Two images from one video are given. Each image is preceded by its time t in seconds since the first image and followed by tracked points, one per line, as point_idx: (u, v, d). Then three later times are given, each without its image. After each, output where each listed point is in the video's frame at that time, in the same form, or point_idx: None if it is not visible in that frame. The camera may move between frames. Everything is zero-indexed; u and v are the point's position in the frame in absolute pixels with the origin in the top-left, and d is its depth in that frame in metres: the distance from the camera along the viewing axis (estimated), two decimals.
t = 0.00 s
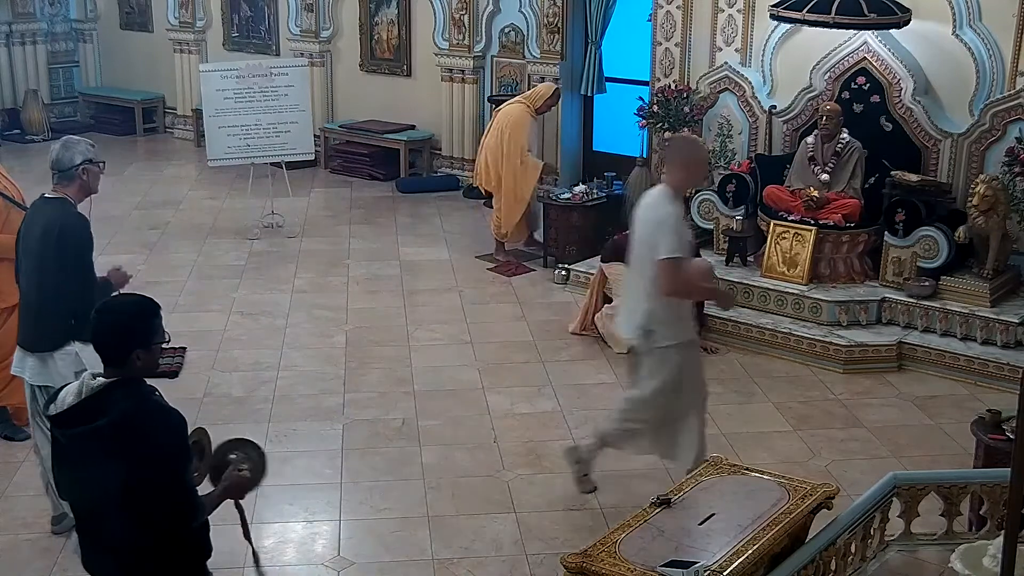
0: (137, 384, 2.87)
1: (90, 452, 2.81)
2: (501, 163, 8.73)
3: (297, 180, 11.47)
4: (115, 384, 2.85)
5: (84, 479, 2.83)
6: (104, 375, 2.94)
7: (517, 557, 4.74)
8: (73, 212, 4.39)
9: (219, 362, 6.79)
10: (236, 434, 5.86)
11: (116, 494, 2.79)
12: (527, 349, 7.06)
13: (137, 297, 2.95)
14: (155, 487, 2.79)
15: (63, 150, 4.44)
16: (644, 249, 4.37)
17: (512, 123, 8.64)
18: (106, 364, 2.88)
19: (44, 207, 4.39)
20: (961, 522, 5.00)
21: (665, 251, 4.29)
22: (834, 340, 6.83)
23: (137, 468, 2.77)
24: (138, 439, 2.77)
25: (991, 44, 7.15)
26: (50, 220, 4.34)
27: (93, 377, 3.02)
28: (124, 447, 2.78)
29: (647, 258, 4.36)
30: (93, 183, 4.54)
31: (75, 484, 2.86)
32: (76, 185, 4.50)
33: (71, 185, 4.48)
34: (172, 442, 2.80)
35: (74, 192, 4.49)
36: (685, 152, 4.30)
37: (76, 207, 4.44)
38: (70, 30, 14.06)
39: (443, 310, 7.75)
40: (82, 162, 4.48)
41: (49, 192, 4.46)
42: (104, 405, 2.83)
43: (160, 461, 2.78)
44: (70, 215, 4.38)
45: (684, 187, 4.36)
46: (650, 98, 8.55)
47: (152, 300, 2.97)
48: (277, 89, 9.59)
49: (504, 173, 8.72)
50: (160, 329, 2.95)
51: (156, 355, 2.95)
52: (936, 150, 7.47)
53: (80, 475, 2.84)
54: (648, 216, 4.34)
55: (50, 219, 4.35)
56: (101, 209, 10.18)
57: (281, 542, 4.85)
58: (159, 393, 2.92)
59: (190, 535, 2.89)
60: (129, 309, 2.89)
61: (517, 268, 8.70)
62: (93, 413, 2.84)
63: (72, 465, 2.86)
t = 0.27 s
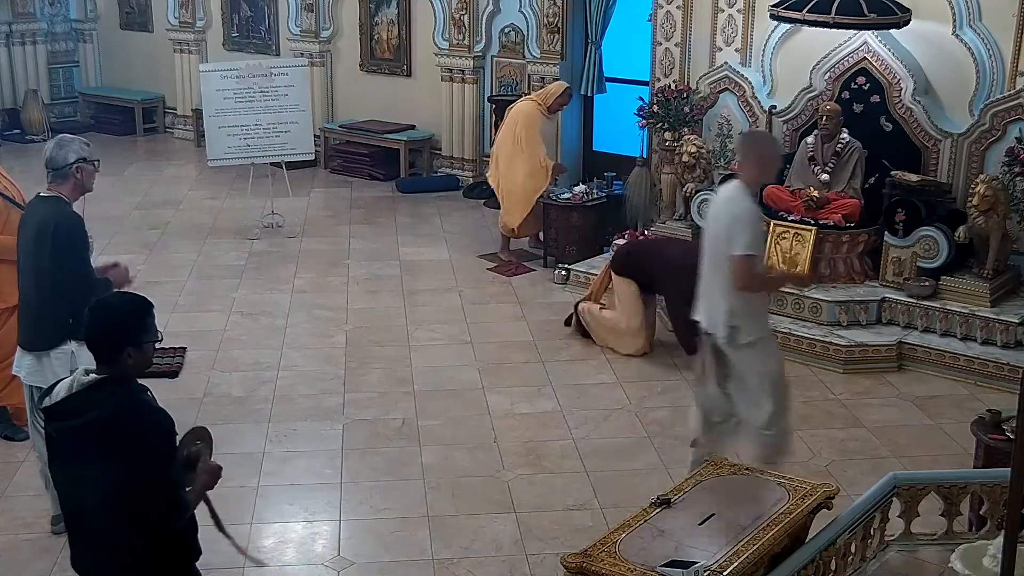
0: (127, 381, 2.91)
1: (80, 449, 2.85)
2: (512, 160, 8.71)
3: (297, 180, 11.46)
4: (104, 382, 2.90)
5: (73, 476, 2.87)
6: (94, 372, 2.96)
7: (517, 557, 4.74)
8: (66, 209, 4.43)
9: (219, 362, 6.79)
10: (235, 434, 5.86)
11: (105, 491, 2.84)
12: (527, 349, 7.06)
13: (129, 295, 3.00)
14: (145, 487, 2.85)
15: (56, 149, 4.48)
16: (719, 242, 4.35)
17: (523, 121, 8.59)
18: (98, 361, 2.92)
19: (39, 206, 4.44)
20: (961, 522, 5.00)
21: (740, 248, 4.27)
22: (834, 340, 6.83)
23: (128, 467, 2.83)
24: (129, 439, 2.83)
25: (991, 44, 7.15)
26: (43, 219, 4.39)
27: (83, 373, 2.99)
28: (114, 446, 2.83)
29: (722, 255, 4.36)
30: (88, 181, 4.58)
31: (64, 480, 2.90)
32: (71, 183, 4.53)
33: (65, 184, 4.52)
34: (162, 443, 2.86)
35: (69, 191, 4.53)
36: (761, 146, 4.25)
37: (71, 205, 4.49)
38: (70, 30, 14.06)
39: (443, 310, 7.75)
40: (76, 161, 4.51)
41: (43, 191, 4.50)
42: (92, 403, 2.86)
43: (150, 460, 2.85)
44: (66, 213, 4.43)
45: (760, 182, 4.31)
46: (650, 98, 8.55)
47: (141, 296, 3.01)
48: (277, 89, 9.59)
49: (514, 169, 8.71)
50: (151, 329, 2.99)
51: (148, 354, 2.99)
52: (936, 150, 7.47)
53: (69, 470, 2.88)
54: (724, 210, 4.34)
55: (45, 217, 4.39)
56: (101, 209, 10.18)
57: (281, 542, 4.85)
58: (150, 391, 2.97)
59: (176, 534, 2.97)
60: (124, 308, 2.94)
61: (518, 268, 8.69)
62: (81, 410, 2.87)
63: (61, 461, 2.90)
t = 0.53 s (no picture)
0: (124, 379, 2.97)
1: (76, 446, 2.91)
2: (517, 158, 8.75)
3: (297, 180, 11.46)
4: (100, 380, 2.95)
5: (72, 473, 2.94)
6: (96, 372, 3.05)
7: (517, 557, 4.74)
8: (59, 209, 4.47)
9: (219, 362, 6.79)
10: (235, 434, 5.86)
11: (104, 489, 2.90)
12: (527, 349, 7.06)
13: (128, 295, 3.08)
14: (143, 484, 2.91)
15: (53, 151, 4.48)
16: (814, 257, 4.61)
17: (526, 118, 8.64)
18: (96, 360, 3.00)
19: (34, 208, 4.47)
20: (961, 522, 5.00)
21: (839, 258, 4.54)
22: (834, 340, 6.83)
23: (124, 466, 2.89)
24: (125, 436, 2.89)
25: (991, 44, 7.15)
26: (36, 221, 4.42)
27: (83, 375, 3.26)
28: (111, 443, 2.89)
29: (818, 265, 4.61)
30: (86, 183, 4.58)
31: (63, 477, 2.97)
32: (69, 186, 4.53)
33: (63, 187, 4.51)
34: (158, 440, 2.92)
35: (66, 194, 4.52)
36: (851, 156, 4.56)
37: (67, 207, 4.49)
38: (70, 29, 14.06)
39: (443, 310, 7.75)
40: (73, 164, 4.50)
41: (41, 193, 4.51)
42: (87, 400, 2.92)
43: (146, 458, 2.90)
44: (62, 214, 4.46)
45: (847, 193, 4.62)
46: (650, 98, 8.55)
47: (143, 297, 3.09)
48: (277, 89, 9.59)
49: (518, 168, 8.75)
50: (151, 330, 3.08)
51: (146, 354, 3.07)
52: (936, 150, 7.47)
53: (67, 468, 2.95)
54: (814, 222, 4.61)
55: (40, 217, 4.43)
56: (101, 209, 10.18)
57: (281, 542, 4.85)
58: (148, 389, 3.04)
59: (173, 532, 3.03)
60: (120, 307, 3.02)
61: (518, 268, 8.69)
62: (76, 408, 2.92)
63: (58, 458, 2.96)
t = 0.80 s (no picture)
0: (126, 379, 2.98)
1: (74, 443, 2.93)
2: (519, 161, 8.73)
3: (297, 180, 11.47)
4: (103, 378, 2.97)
5: (71, 469, 2.96)
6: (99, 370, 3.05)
7: (517, 557, 4.74)
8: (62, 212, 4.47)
9: (219, 362, 6.79)
10: (235, 435, 5.86)
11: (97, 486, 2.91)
12: (527, 349, 7.06)
13: (134, 295, 3.07)
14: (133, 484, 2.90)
15: (56, 156, 4.51)
16: (888, 254, 4.59)
17: (526, 119, 8.61)
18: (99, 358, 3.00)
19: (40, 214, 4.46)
20: (961, 521, 5.00)
21: (916, 253, 4.56)
22: (834, 340, 6.83)
23: (122, 467, 2.89)
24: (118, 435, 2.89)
25: (991, 44, 7.15)
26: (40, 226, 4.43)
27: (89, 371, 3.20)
28: (104, 441, 2.89)
29: (894, 261, 4.60)
30: (89, 186, 4.61)
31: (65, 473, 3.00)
32: (72, 190, 4.56)
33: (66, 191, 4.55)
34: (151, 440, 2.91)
35: (69, 198, 4.56)
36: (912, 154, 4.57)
37: (71, 211, 4.50)
38: (70, 29, 14.07)
39: (443, 310, 7.75)
40: (76, 168, 4.53)
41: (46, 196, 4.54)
42: (89, 397, 2.95)
43: (145, 459, 2.90)
44: (67, 219, 4.47)
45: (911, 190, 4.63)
46: (651, 98, 8.55)
47: (151, 298, 3.09)
48: (277, 89, 9.58)
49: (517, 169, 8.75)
50: (157, 331, 3.06)
51: (152, 355, 3.05)
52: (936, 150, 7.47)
53: (67, 464, 2.97)
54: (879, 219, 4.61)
55: (44, 222, 4.43)
56: (101, 209, 10.18)
57: (281, 542, 4.85)
58: (150, 391, 3.03)
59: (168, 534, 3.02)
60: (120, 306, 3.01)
61: (518, 268, 8.69)
62: (79, 405, 2.95)
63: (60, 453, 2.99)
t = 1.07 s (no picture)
0: (138, 384, 3.00)
1: (88, 449, 2.96)
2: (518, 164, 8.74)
3: (297, 180, 11.47)
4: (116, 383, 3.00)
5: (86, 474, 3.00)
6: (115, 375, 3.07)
7: (517, 557, 4.74)
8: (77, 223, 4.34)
9: (219, 362, 6.79)
10: (235, 435, 5.86)
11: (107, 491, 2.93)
12: (527, 349, 7.06)
13: (147, 298, 3.09)
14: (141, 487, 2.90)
15: (68, 162, 4.37)
16: (957, 248, 4.71)
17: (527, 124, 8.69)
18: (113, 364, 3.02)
19: (53, 223, 4.33)
20: (961, 521, 5.00)
21: (985, 246, 4.68)
22: (835, 340, 6.83)
23: (130, 471, 2.90)
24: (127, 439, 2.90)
25: (991, 44, 7.15)
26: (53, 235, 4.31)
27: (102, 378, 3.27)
28: (113, 445, 2.91)
29: (963, 255, 4.72)
30: (101, 194, 4.45)
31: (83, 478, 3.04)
32: (84, 198, 4.42)
33: (78, 199, 4.40)
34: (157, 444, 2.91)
35: (82, 206, 4.42)
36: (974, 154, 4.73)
37: (84, 220, 4.38)
38: (70, 29, 14.07)
39: (443, 310, 7.75)
40: (89, 175, 4.38)
41: (57, 202, 4.41)
42: (103, 402, 2.98)
43: (152, 463, 2.90)
44: (80, 228, 4.35)
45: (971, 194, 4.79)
46: (650, 98, 8.55)
47: (167, 304, 3.09)
48: (277, 89, 9.58)
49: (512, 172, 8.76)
50: (169, 334, 3.06)
51: (166, 358, 3.06)
52: (935, 150, 7.46)
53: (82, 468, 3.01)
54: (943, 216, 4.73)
55: (56, 230, 4.31)
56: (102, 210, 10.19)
57: (281, 542, 4.85)
58: (164, 396, 3.04)
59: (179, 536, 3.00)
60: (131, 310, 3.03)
61: (518, 268, 8.69)
62: (94, 411, 2.99)
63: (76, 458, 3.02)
